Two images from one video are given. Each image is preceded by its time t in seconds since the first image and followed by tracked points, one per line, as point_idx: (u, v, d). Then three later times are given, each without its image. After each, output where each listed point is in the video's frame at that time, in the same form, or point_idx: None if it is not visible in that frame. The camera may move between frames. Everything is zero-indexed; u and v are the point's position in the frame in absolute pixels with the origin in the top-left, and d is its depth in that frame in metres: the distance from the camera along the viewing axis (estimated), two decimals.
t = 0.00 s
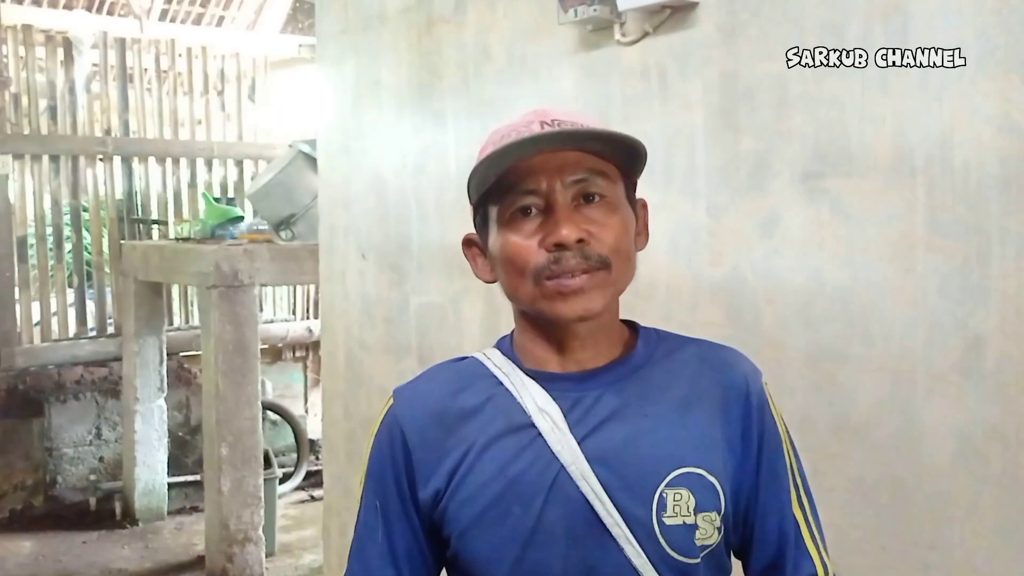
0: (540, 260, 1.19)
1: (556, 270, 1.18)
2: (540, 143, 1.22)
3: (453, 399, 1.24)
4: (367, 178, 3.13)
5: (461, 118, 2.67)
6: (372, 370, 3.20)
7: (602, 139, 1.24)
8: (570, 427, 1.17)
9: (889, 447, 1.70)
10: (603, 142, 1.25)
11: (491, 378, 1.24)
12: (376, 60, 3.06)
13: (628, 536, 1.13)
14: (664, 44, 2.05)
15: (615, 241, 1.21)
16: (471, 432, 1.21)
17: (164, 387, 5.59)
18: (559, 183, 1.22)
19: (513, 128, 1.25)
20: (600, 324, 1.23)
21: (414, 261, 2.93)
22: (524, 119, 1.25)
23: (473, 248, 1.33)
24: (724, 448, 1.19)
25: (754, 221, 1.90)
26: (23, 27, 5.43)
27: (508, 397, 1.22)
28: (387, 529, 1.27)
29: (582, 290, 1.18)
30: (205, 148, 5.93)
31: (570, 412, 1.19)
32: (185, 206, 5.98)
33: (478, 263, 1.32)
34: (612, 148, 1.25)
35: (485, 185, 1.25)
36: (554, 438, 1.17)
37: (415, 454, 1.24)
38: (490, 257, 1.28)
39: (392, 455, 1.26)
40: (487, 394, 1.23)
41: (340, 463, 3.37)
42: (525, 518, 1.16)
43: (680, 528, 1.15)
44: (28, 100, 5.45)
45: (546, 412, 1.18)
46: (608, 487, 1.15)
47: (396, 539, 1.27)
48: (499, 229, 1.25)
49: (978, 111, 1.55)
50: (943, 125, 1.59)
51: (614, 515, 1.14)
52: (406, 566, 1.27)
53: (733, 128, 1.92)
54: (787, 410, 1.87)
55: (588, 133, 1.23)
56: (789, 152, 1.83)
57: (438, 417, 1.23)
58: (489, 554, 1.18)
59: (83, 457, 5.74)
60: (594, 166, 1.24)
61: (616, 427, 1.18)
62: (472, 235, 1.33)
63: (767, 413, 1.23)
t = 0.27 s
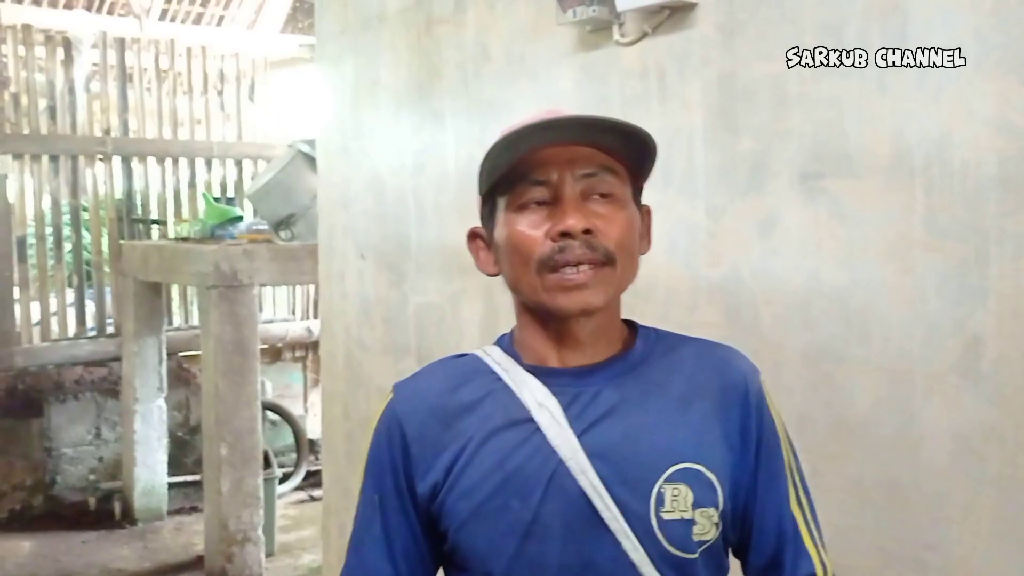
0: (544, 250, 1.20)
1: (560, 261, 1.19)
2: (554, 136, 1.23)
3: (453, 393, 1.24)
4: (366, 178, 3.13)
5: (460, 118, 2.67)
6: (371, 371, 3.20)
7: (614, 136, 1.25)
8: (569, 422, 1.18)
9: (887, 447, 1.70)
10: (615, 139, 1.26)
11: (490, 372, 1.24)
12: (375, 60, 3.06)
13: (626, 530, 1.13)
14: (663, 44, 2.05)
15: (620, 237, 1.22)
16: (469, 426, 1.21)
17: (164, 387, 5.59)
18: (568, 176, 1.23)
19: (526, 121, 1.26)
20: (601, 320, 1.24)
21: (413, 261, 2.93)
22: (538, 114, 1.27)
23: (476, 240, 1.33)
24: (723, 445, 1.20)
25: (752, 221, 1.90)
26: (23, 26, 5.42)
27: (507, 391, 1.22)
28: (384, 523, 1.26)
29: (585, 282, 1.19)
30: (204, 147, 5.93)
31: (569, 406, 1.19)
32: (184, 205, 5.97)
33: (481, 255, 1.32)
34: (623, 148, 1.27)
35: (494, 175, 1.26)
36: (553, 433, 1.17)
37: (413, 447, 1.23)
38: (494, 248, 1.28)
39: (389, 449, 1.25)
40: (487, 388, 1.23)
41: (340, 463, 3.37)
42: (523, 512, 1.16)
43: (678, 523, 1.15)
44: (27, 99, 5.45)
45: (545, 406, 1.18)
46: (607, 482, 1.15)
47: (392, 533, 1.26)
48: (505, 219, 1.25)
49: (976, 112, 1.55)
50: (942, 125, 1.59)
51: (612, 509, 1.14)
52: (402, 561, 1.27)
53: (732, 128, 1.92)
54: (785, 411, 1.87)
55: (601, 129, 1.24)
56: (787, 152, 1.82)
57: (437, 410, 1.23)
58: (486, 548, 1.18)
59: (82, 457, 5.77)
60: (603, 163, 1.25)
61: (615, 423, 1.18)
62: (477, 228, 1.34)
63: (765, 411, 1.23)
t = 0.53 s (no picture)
0: (553, 251, 1.20)
1: (568, 262, 1.19)
2: (568, 136, 1.23)
3: (455, 389, 1.23)
4: (365, 178, 3.13)
5: (458, 118, 2.67)
6: (369, 370, 3.20)
7: (628, 138, 1.25)
8: (570, 419, 1.18)
9: (885, 447, 1.70)
10: (629, 142, 1.26)
11: (492, 370, 1.24)
12: (374, 60, 3.06)
13: (625, 528, 1.14)
14: (662, 44, 2.05)
15: (629, 241, 1.22)
16: (470, 422, 1.21)
17: (162, 386, 5.59)
18: (580, 177, 1.23)
19: (540, 120, 1.26)
20: (605, 321, 1.24)
21: (411, 261, 2.93)
22: (552, 113, 1.26)
23: (483, 236, 1.33)
24: (722, 444, 1.20)
25: (750, 222, 1.90)
26: (22, 25, 5.42)
27: (508, 388, 1.22)
28: (382, 519, 1.26)
29: (593, 285, 1.19)
30: (203, 147, 5.93)
31: (570, 404, 1.19)
32: (183, 205, 5.97)
33: (487, 252, 1.32)
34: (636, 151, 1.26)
35: (505, 172, 1.25)
36: (554, 431, 1.17)
37: (414, 443, 1.23)
38: (501, 244, 1.28)
39: (389, 445, 1.25)
40: (488, 385, 1.23)
41: (338, 463, 3.37)
42: (523, 509, 1.16)
43: (677, 521, 1.15)
44: (26, 99, 5.44)
45: (546, 404, 1.19)
46: (607, 479, 1.15)
47: (390, 529, 1.26)
48: (513, 217, 1.25)
49: (974, 112, 1.55)
50: (940, 126, 1.59)
51: (611, 506, 1.14)
52: (400, 556, 1.27)
53: (730, 128, 1.92)
54: (783, 411, 1.87)
55: (616, 131, 1.24)
56: (786, 152, 1.83)
57: (438, 406, 1.23)
58: (485, 545, 1.18)
59: (81, 456, 5.77)
60: (616, 166, 1.25)
61: (615, 420, 1.18)
62: (483, 223, 1.33)
63: (765, 410, 1.23)
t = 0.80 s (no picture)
0: (559, 251, 1.20)
1: (575, 263, 1.19)
2: (575, 136, 1.23)
3: (456, 388, 1.23)
4: (364, 177, 3.13)
5: (458, 118, 2.67)
6: (368, 370, 3.20)
7: (633, 139, 1.26)
8: (570, 419, 1.18)
9: (884, 447, 1.70)
10: (634, 142, 1.26)
11: (492, 369, 1.24)
12: (373, 59, 3.06)
13: (625, 527, 1.14)
14: (661, 44, 2.05)
15: (634, 242, 1.22)
16: (470, 422, 1.21)
17: (161, 386, 5.59)
18: (587, 178, 1.23)
19: (547, 120, 1.26)
20: (607, 321, 1.24)
21: (410, 261, 2.93)
22: (559, 113, 1.27)
23: (485, 234, 1.33)
24: (722, 444, 1.20)
25: (749, 221, 1.90)
26: (21, 25, 5.41)
27: (509, 387, 1.22)
28: (383, 519, 1.26)
29: (598, 286, 1.19)
30: (202, 147, 5.93)
31: (570, 403, 1.19)
32: (182, 204, 5.97)
33: (489, 250, 1.32)
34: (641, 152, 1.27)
35: (511, 171, 1.25)
36: (554, 430, 1.17)
37: (414, 443, 1.23)
38: (504, 243, 1.28)
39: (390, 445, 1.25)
40: (488, 385, 1.23)
41: (336, 463, 3.37)
42: (523, 508, 1.16)
43: (677, 520, 1.15)
44: (25, 98, 5.44)
45: (546, 404, 1.19)
46: (607, 479, 1.15)
47: (390, 528, 1.26)
48: (518, 216, 1.25)
49: (973, 112, 1.55)
50: (940, 126, 1.59)
51: (612, 506, 1.14)
52: (400, 555, 1.27)
53: (730, 128, 1.92)
54: (782, 411, 1.87)
55: (622, 132, 1.24)
56: (785, 152, 1.83)
57: (439, 405, 1.23)
58: (486, 544, 1.18)
59: (80, 456, 5.77)
60: (621, 167, 1.26)
61: (615, 420, 1.18)
62: (486, 221, 1.33)
63: (765, 410, 1.24)
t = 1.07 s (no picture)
0: (560, 247, 1.20)
1: (575, 260, 1.19)
2: (576, 134, 1.23)
3: (456, 389, 1.23)
4: (363, 177, 3.12)
5: (457, 118, 2.67)
6: (368, 370, 3.20)
7: (633, 137, 1.26)
8: (570, 419, 1.18)
9: (885, 447, 1.70)
10: (634, 141, 1.26)
11: (493, 370, 1.24)
12: (373, 59, 3.05)
13: (626, 527, 1.14)
14: (661, 44, 2.05)
15: (635, 240, 1.22)
16: (471, 422, 1.21)
17: (161, 386, 5.58)
18: (588, 175, 1.23)
19: (547, 119, 1.26)
20: (608, 320, 1.24)
21: (410, 261, 2.93)
22: (559, 112, 1.27)
23: (486, 234, 1.33)
24: (722, 443, 1.20)
25: (750, 221, 1.90)
26: (20, 24, 5.41)
27: (509, 388, 1.22)
28: (385, 520, 1.26)
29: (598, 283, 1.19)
30: (202, 146, 5.92)
31: (570, 404, 1.19)
32: (182, 204, 5.97)
33: (491, 250, 1.32)
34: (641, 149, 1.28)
35: (512, 169, 1.25)
36: (554, 430, 1.17)
37: (415, 444, 1.23)
38: (505, 241, 1.28)
39: (391, 446, 1.25)
40: (488, 386, 1.23)
41: (336, 462, 3.36)
42: (525, 508, 1.16)
43: (678, 520, 1.14)
44: (25, 98, 5.44)
45: (546, 404, 1.19)
46: (607, 479, 1.15)
47: (392, 529, 1.26)
48: (519, 214, 1.25)
49: (973, 111, 1.55)
50: (940, 126, 1.59)
51: (613, 506, 1.14)
52: (402, 556, 1.27)
53: (730, 128, 1.92)
54: (782, 411, 1.86)
55: (623, 131, 1.24)
56: (785, 152, 1.82)
57: (439, 406, 1.23)
58: (487, 545, 1.18)
59: (79, 455, 5.77)
60: (622, 166, 1.26)
61: (616, 420, 1.18)
62: (487, 221, 1.34)
63: (766, 409, 1.23)
